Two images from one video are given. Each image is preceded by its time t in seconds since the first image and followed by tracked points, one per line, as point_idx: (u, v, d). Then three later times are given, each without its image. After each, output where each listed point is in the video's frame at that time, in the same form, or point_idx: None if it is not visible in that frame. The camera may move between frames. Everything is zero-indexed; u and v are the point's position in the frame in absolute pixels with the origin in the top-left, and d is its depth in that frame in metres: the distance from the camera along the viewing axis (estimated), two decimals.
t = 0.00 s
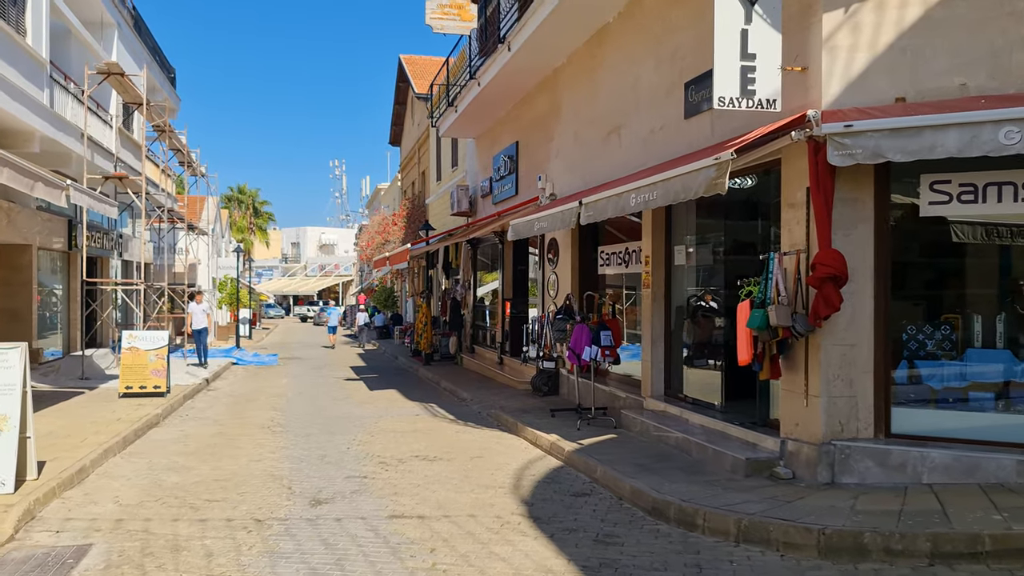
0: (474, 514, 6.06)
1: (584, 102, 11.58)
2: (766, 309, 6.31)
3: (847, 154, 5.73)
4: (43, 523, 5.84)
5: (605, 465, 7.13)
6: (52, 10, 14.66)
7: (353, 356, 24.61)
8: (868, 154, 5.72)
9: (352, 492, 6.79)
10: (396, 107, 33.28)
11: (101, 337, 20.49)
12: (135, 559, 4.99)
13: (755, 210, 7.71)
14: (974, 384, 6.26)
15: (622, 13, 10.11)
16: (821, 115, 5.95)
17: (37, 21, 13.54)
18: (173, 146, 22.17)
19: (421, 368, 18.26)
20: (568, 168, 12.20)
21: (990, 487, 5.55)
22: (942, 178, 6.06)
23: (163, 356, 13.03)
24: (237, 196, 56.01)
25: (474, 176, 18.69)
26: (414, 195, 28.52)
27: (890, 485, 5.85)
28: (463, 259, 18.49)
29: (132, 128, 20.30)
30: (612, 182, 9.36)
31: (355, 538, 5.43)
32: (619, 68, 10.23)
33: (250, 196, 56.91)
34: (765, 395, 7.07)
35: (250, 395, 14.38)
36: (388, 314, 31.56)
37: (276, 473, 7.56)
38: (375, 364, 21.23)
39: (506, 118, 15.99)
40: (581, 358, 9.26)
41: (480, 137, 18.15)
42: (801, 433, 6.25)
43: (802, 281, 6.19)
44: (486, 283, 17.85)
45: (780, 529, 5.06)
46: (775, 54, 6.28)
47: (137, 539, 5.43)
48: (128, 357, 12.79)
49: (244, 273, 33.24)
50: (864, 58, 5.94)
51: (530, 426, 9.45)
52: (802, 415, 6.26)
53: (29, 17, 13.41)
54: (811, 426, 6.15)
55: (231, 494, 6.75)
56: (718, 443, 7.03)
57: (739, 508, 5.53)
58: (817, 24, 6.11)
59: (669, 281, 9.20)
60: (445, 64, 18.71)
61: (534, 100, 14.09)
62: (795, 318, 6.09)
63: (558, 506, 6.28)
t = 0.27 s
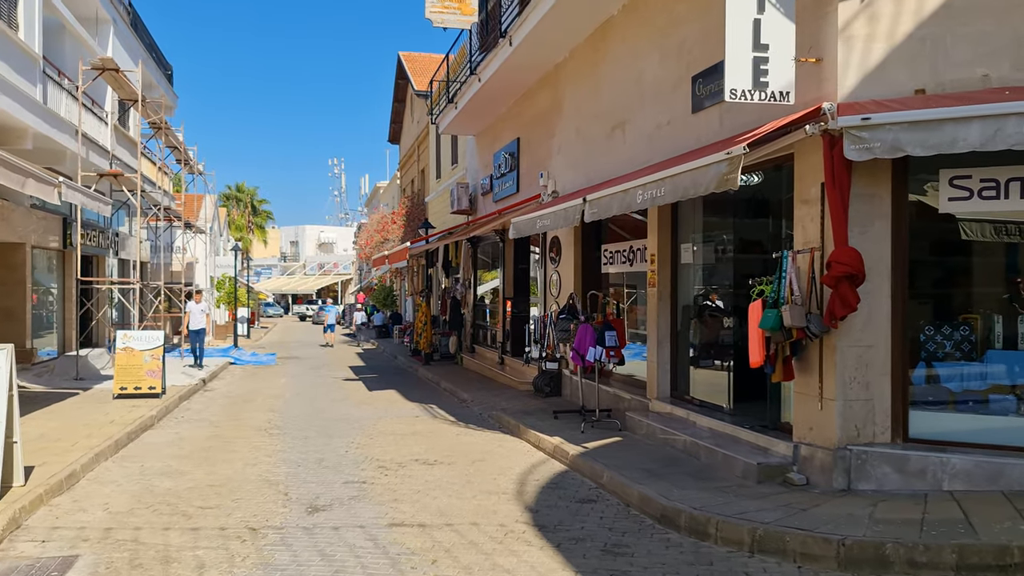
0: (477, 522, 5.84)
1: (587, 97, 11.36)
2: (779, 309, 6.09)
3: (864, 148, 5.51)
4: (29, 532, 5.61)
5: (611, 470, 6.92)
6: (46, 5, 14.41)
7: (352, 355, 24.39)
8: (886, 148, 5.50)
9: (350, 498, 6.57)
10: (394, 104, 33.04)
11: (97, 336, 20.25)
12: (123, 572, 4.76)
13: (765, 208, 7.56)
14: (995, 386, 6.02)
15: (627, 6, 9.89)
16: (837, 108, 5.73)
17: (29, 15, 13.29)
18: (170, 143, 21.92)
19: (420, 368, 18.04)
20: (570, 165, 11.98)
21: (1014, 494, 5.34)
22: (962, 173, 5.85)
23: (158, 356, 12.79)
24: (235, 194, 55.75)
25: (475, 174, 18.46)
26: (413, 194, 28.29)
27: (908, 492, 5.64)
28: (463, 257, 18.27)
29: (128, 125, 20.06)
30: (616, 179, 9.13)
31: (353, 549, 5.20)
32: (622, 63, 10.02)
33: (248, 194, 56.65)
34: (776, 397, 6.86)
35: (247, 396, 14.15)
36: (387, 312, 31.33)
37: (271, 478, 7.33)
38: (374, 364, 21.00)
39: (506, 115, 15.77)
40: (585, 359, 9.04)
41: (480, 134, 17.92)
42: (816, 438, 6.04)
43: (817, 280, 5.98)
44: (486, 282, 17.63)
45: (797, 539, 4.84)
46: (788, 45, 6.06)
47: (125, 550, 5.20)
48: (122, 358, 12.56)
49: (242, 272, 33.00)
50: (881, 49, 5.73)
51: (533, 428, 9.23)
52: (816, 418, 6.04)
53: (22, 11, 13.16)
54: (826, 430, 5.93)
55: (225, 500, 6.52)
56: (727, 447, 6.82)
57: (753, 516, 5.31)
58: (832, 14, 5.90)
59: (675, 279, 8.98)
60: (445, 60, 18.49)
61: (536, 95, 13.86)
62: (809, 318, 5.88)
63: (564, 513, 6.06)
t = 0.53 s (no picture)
0: (475, 527, 5.64)
1: (587, 92, 11.18)
2: (787, 308, 5.90)
3: (876, 141, 5.32)
4: (10, 538, 5.41)
5: (614, 472, 6.73)
6: None
7: (349, 355, 24.19)
8: (899, 140, 5.30)
9: (344, 501, 6.38)
10: (392, 102, 32.82)
11: (91, 336, 20.02)
12: None
13: (767, 204, 7.45)
14: (1010, 386, 5.81)
15: None
16: (847, 99, 5.54)
17: (19, 9, 13.08)
18: (165, 141, 21.70)
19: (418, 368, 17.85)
20: (570, 161, 11.79)
21: None
22: (976, 167, 5.67)
23: (151, 355, 12.55)
24: (232, 192, 55.55)
25: (473, 171, 18.27)
26: (411, 191, 28.09)
27: (921, 495, 5.46)
28: (461, 256, 18.07)
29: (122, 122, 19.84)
30: (617, 174, 8.94)
31: (346, 556, 5.00)
32: (623, 57, 9.84)
33: (246, 193, 56.41)
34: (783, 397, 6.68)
35: (242, 396, 13.95)
36: (385, 312, 31.14)
37: (264, 481, 7.13)
38: (372, 363, 20.80)
39: (505, 111, 15.57)
40: (586, 359, 8.85)
41: (479, 131, 17.73)
42: (825, 439, 5.85)
43: (827, 277, 5.79)
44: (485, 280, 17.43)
45: (808, 546, 4.66)
46: (796, 34, 5.87)
47: (109, 557, 5.00)
48: (114, 357, 12.34)
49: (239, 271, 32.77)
50: (894, 37, 5.55)
51: (532, 429, 9.04)
52: (825, 420, 5.85)
53: (12, 5, 12.94)
54: (836, 432, 5.74)
55: (215, 504, 6.32)
56: (733, 448, 6.64)
57: (761, 521, 5.13)
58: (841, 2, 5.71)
59: (678, 277, 8.79)
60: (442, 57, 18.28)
61: (535, 91, 13.66)
62: (818, 316, 5.69)
63: (565, 517, 5.87)
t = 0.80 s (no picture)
0: (470, 532, 5.43)
1: (585, 86, 10.97)
2: (793, 305, 5.70)
3: (887, 131, 5.10)
4: None
5: (614, 475, 6.52)
6: None
7: (345, 354, 23.94)
8: (911, 130, 5.09)
9: (335, 506, 6.16)
10: (388, 99, 32.58)
11: (83, 335, 19.75)
12: None
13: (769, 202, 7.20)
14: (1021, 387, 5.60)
15: None
16: (856, 88, 5.33)
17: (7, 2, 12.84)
18: (159, 137, 21.46)
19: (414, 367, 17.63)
20: (568, 156, 11.58)
21: None
22: (989, 159, 5.48)
23: (141, 354, 12.31)
24: (228, 190, 55.26)
25: (469, 168, 18.05)
26: (408, 189, 27.86)
27: (933, 499, 5.27)
28: (458, 254, 17.84)
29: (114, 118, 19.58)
30: (617, 169, 8.73)
31: (335, 563, 4.78)
32: (622, 49, 9.64)
33: (242, 191, 56.10)
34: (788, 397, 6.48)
35: (234, 396, 13.71)
36: (382, 311, 30.91)
37: (252, 484, 6.90)
38: (367, 362, 20.56)
39: (502, 107, 15.35)
40: (585, 358, 8.63)
41: (475, 127, 17.51)
42: (832, 441, 5.64)
43: (834, 273, 5.59)
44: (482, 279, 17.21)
45: (818, 553, 4.46)
46: (803, 21, 5.66)
47: (86, 565, 4.77)
48: (103, 356, 12.10)
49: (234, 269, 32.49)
50: (905, 24, 5.36)
51: (530, 430, 8.82)
52: (832, 421, 5.64)
53: None
54: (844, 434, 5.53)
55: (201, 509, 6.09)
56: (737, 451, 6.44)
57: (768, 527, 4.92)
58: None
59: (679, 274, 8.58)
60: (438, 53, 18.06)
61: (532, 86, 13.44)
62: (826, 314, 5.49)
63: (563, 522, 5.65)
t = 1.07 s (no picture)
0: (465, 541, 5.22)
1: (583, 81, 10.76)
2: (800, 304, 5.50)
3: (898, 123, 4.91)
4: None
5: (614, 480, 6.32)
6: None
7: (341, 353, 23.71)
8: (923, 122, 4.89)
9: (325, 512, 5.94)
10: (385, 96, 32.33)
11: (75, 334, 19.51)
12: None
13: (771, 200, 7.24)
14: None
15: None
16: (866, 78, 5.13)
17: None
18: (152, 134, 21.20)
19: (410, 367, 17.41)
20: (566, 152, 11.37)
21: None
22: (1003, 153, 5.30)
23: (131, 354, 12.08)
24: (224, 189, 54.98)
25: (466, 165, 17.83)
26: (404, 187, 27.62)
27: (946, 506, 5.07)
28: (455, 252, 17.62)
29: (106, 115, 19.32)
30: (616, 164, 8.51)
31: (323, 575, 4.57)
32: (621, 42, 9.43)
33: (238, 189, 55.81)
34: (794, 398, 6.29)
35: (227, 396, 13.48)
36: (378, 309, 30.68)
37: (241, 489, 6.69)
38: (363, 362, 20.34)
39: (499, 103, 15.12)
40: (584, 358, 8.43)
41: (472, 124, 17.29)
42: (841, 445, 5.45)
43: (843, 271, 5.39)
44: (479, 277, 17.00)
45: (828, 564, 4.28)
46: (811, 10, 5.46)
47: None
48: (92, 357, 11.87)
49: (229, 267, 32.24)
50: (917, 12, 5.16)
51: (527, 432, 8.61)
52: (841, 425, 5.44)
53: None
54: (853, 438, 5.33)
55: (186, 516, 5.88)
56: (741, 455, 6.24)
57: (775, 536, 4.72)
58: None
59: (681, 272, 8.38)
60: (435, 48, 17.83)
61: (530, 81, 13.23)
62: (834, 313, 5.29)
63: (561, 530, 5.45)
